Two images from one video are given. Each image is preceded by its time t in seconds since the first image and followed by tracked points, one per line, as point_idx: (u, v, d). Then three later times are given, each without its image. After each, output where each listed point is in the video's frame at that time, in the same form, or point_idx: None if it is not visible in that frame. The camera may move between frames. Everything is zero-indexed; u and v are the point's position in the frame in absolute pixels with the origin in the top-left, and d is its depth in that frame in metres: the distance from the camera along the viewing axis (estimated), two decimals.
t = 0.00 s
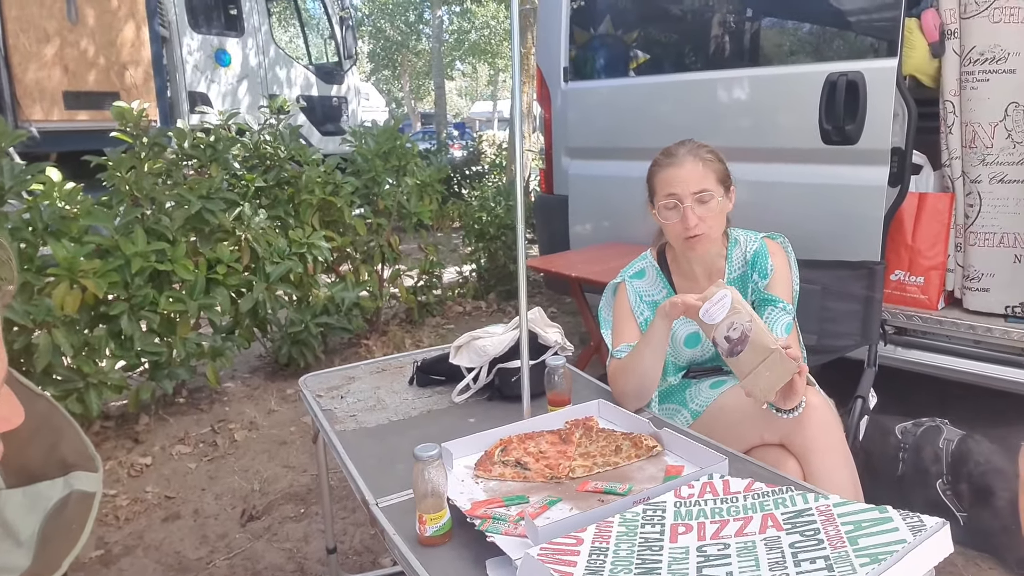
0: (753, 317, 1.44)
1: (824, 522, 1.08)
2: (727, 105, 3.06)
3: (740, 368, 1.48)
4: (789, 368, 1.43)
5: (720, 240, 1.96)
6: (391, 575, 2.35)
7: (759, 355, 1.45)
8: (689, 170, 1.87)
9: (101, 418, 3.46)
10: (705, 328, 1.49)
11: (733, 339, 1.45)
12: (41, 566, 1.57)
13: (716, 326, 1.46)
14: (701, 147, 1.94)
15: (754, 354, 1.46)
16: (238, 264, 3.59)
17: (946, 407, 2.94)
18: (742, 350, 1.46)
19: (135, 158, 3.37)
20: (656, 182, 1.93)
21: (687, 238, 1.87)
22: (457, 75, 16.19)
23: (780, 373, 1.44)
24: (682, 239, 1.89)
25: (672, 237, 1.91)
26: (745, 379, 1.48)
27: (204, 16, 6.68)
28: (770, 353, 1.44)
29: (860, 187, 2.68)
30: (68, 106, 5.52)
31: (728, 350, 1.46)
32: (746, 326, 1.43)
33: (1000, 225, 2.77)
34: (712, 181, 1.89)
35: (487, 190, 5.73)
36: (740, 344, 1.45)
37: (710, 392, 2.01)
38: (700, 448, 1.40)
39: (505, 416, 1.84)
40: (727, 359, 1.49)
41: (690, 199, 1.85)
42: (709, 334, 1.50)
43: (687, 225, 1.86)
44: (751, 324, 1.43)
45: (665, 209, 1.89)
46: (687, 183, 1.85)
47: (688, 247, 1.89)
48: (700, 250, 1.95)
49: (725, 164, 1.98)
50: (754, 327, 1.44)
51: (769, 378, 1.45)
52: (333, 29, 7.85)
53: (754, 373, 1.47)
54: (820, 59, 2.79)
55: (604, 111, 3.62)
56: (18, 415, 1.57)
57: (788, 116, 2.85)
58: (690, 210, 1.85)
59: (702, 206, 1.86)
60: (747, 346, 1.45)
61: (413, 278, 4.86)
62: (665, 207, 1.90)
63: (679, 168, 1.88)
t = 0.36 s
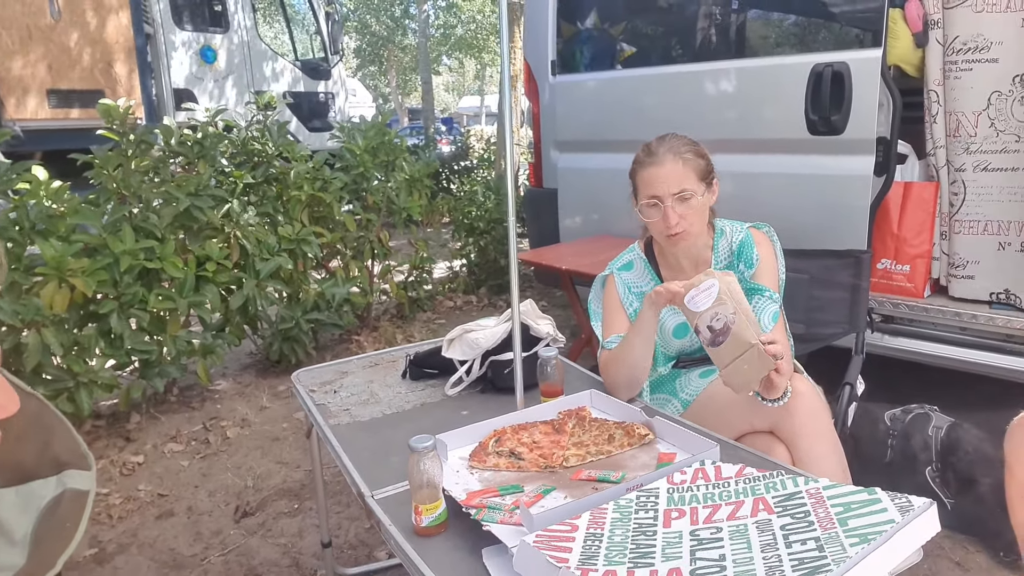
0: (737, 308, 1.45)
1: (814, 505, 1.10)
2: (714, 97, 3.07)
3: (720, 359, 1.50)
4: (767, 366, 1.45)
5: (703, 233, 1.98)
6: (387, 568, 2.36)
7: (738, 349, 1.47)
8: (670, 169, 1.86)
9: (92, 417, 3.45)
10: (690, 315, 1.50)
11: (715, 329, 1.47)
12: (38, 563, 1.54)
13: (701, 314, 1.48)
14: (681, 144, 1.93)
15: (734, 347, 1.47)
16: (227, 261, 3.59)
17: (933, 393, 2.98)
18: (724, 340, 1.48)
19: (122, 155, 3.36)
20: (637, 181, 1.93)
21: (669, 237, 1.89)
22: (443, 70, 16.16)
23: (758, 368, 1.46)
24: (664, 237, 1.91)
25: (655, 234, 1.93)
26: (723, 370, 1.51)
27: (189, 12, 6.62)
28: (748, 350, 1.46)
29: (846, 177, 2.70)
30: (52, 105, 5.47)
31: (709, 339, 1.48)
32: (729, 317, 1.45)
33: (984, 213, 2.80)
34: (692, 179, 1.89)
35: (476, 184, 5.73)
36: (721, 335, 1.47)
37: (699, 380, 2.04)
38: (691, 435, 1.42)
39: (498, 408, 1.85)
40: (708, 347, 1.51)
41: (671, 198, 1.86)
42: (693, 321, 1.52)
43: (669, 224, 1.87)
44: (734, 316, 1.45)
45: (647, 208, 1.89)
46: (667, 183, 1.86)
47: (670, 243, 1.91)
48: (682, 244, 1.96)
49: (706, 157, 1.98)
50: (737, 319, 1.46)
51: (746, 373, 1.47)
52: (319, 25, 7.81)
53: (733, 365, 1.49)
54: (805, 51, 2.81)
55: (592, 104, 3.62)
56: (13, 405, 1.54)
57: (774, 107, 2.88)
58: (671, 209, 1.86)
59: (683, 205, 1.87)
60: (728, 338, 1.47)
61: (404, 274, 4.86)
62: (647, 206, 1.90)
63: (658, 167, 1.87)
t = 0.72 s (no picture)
0: (760, 308, 1.51)
1: (807, 501, 1.11)
2: (705, 99, 3.09)
3: (736, 353, 1.58)
4: (779, 369, 1.55)
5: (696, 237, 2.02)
6: (382, 569, 2.36)
7: (756, 349, 1.56)
8: (687, 201, 1.88)
9: (85, 421, 3.44)
10: (712, 304, 1.54)
11: (737, 323, 1.52)
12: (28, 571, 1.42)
13: (725, 305, 1.51)
14: (700, 170, 1.92)
15: (751, 342, 1.56)
16: (221, 264, 3.58)
17: (924, 393, 3.00)
18: (741, 336, 1.54)
19: (115, 158, 3.38)
20: (648, 205, 1.93)
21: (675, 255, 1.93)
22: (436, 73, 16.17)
23: (771, 368, 1.56)
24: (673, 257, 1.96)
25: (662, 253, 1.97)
26: (736, 364, 1.59)
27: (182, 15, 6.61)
28: (766, 351, 1.55)
29: (837, 179, 2.73)
30: (43, 108, 5.41)
31: (729, 331, 1.54)
32: (752, 316, 1.51)
33: (973, 214, 2.83)
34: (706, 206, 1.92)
35: (469, 187, 5.73)
36: (741, 331, 1.54)
37: (689, 383, 2.05)
38: (684, 433, 1.44)
39: (493, 408, 1.86)
40: (725, 340, 1.58)
41: (687, 227, 1.88)
42: (711, 309, 1.55)
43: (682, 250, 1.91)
44: (757, 315, 1.52)
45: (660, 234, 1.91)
46: (684, 216, 1.88)
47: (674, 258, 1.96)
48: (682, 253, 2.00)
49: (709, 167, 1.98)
50: (758, 318, 1.52)
51: (758, 372, 1.57)
52: (311, 27, 7.84)
53: (749, 361, 1.58)
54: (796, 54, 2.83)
55: (584, 107, 3.64)
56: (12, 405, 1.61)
57: (765, 110, 2.90)
58: (687, 239, 1.89)
59: (697, 233, 1.90)
60: (747, 334, 1.54)
61: (397, 277, 4.86)
62: (659, 229, 1.92)
63: (679, 197, 1.88)
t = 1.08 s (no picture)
0: (782, 338, 1.55)
1: (809, 509, 1.11)
2: (706, 110, 3.11)
3: (753, 380, 1.63)
4: (791, 400, 1.61)
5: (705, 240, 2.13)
6: None
7: (772, 378, 1.61)
8: (710, 223, 1.93)
9: (86, 430, 3.44)
10: (734, 329, 1.57)
11: (757, 351, 1.55)
12: None
13: (747, 331, 1.55)
14: (726, 192, 1.94)
15: (769, 372, 1.61)
16: (223, 273, 3.60)
17: (926, 403, 3.00)
18: (759, 363, 1.58)
19: (119, 168, 3.40)
20: (670, 220, 1.96)
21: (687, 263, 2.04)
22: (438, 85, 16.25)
23: (785, 398, 1.62)
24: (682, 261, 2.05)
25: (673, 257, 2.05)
26: (751, 392, 1.64)
27: (185, 27, 6.65)
28: (782, 381, 1.61)
29: (837, 189, 2.74)
30: (46, 119, 5.42)
31: (748, 358, 1.57)
32: (773, 345, 1.54)
33: (974, 223, 2.84)
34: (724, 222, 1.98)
35: (470, 197, 5.74)
36: (761, 358, 1.57)
37: (691, 393, 2.07)
38: (686, 441, 1.43)
39: (494, 417, 1.86)
40: (743, 365, 1.61)
41: (705, 245, 1.96)
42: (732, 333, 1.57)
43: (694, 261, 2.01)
44: (778, 345, 1.55)
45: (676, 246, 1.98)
46: (705, 235, 1.94)
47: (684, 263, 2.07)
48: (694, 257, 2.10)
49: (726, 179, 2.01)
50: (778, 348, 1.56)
51: (771, 401, 1.62)
52: (314, 39, 7.91)
53: (766, 389, 1.62)
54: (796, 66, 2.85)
55: (586, 118, 3.66)
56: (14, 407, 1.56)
57: (766, 120, 2.91)
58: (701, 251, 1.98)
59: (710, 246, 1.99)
60: (766, 363, 1.59)
61: (399, 287, 4.86)
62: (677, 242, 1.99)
63: (705, 217, 1.92)
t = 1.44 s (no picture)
0: (786, 350, 1.57)
1: (806, 513, 1.12)
2: (704, 116, 3.12)
3: (756, 389, 1.61)
4: (794, 410, 1.59)
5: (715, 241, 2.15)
6: None
7: (775, 388, 1.60)
8: (720, 207, 1.98)
9: (84, 433, 3.44)
10: (739, 338, 1.58)
11: (761, 361, 1.57)
12: None
13: (753, 341, 1.56)
14: (738, 180, 2.00)
15: (772, 382, 1.60)
16: (222, 277, 3.60)
17: (924, 408, 3.01)
18: (763, 373, 1.58)
19: (118, 172, 3.41)
20: (681, 204, 2.01)
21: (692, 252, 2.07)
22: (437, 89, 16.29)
23: (787, 408, 1.59)
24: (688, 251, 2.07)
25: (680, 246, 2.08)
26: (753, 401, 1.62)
27: (184, 31, 6.67)
28: (785, 391, 1.59)
29: (835, 194, 2.75)
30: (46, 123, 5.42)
31: (752, 368, 1.58)
32: (777, 356, 1.56)
33: (972, 229, 2.85)
34: (733, 213, 2.02)
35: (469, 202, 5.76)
36: (764, 369, 1.58)
37: (690, 391, 2.07)
38: (684, 446, 1.44)
39: (493, 421, 1.86)
40: (747, 375, 1.60)
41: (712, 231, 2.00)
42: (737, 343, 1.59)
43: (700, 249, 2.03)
44: (782, 356, 1.56)
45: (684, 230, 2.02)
46: (713, 220, 1.98)
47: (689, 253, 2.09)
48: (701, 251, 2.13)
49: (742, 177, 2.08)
50: (782, 359, 1.57)
51: (773, 411, 1.59)
52: (313, 44, 7.93)
53: (767, 399, 1.60)
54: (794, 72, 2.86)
55: (584, 123, 3.67)
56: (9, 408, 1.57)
57: (764, 126, 2.92)
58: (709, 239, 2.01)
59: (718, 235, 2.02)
60: (770, 373, 1.58)
61: (398, 291, 4.86)
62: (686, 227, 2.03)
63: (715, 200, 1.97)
